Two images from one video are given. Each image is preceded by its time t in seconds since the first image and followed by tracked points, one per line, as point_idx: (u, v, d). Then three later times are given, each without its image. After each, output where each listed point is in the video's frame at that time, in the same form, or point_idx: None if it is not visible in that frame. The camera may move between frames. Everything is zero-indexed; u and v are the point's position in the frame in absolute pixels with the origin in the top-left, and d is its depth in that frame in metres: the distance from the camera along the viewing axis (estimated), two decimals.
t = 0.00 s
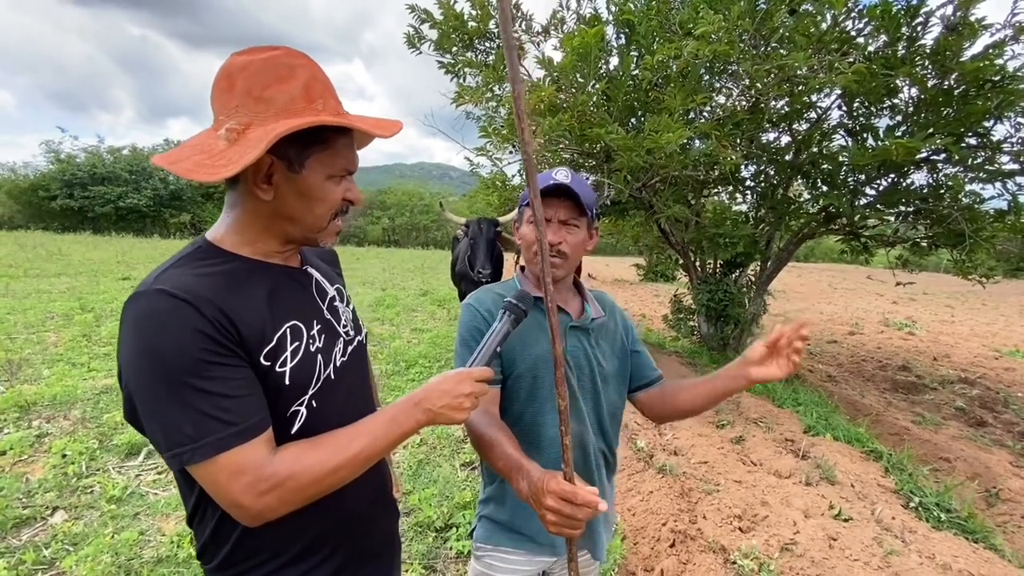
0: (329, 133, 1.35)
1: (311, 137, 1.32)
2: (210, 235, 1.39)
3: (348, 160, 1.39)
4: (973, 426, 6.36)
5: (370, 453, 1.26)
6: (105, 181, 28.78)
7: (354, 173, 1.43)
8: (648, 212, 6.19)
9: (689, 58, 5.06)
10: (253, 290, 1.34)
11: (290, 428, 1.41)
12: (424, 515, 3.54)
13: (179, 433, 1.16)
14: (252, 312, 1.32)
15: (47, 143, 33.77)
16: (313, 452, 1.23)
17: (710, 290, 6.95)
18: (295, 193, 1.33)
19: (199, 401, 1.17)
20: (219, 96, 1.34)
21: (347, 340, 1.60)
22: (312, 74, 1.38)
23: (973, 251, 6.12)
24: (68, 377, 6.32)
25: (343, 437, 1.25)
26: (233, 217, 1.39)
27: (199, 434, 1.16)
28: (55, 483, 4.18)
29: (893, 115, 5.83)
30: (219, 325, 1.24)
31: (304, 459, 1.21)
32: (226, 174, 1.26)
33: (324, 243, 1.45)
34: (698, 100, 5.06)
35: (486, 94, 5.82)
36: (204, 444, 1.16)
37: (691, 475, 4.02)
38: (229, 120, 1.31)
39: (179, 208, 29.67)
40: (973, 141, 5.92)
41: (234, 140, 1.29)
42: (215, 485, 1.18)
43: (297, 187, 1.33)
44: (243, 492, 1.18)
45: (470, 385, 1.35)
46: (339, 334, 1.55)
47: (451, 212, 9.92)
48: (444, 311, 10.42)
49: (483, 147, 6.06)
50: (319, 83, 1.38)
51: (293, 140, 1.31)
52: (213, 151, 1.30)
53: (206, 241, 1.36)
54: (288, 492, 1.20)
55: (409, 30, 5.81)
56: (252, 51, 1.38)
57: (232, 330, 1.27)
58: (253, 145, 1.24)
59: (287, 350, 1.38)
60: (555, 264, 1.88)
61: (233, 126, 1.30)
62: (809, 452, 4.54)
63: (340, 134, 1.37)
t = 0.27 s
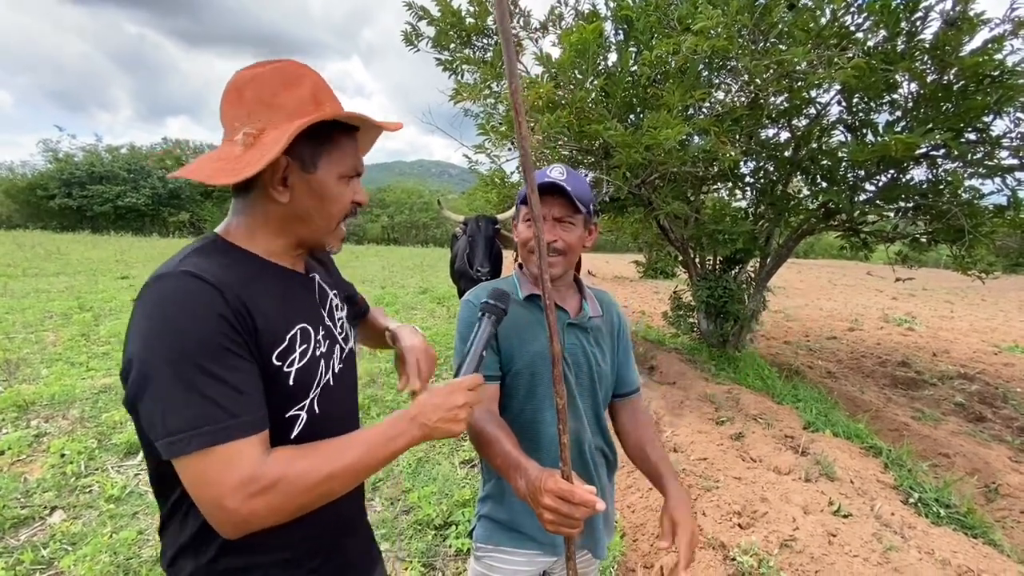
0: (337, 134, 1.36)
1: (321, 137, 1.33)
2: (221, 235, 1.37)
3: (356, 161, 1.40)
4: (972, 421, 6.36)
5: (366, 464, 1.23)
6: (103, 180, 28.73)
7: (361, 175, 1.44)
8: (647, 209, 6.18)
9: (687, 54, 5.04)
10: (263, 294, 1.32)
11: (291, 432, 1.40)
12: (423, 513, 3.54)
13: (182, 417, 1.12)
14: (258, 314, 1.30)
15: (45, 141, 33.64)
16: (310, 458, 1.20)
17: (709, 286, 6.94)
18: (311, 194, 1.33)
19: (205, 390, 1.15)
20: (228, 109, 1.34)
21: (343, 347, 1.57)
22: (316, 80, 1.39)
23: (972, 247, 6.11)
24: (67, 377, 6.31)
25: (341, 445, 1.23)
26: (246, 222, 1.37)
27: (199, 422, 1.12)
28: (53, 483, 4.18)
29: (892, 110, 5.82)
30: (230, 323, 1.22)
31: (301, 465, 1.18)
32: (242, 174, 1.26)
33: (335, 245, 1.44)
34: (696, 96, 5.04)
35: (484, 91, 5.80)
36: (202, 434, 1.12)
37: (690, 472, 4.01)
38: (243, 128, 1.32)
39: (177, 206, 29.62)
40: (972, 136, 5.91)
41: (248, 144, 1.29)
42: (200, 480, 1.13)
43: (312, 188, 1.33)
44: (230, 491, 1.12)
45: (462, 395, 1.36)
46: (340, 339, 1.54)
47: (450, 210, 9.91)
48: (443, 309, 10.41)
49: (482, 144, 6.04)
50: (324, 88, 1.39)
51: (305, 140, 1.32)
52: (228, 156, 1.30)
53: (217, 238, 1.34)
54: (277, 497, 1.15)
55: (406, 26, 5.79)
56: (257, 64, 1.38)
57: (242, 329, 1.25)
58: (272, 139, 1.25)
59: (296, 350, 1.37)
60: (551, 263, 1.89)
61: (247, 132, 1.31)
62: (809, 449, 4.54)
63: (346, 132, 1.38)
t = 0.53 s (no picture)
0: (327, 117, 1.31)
1: (312, 115, 1.28)
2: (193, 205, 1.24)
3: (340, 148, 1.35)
4: (972, 418, 6.36)
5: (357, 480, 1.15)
6: (103, 179, 28.73)
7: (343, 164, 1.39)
8: (646, 206, 6.17)
9: (686, 50, 5.03)
10: (268, 286, 1.21)
11: (285, 419, 1.31)
12: (423, 511, 3.54)
13: (189, 408, 0.99)
14: (264, 308, 1.19)
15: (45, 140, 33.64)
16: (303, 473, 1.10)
17: (708, 283, 6.93)
18: (295, 172, 1.26)
19: (220, 384, 1.03)
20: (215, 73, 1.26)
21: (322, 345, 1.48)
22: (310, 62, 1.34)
23: (972, 243, 6.10)
24: (66, 375, 6.31)
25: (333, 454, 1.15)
26: (221, 192, 1.26)
27: (204, 418, 1.00)
28: (53, 482, 4.18)
29: (892, 106, 5.80)
30: (231, 313, 1.10)
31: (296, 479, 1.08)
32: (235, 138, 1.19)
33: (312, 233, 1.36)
34: (695, 93, 5.03)
35: (482, 89, 5.79)
36: (201, 432, 1.00)
37: (689, 469, 4.01)
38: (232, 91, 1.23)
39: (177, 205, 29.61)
40: (972, 132, 5.90)
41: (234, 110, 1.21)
42: (182, 480, 1.00)
43: (298, 166, 1.26)
44: (216, 499, 1.00)
45: (453, 404, 1.31)
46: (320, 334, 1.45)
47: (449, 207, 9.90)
48: (443, 307, 10.41)
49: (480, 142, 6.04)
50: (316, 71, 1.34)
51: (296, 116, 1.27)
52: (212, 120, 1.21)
53: (194, 209, 1.22)
54: (263, 511, 1.04)
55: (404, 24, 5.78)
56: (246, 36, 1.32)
57: (250, 322, 1.14)
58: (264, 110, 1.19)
59: (296, 339, 1.28)
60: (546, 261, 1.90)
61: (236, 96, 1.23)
62: (808, 446, 4.53)
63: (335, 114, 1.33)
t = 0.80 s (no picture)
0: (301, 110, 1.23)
1: (286, 109, 1.21)
2: (144, 209, 1.17)
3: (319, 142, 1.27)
4: (970, 415, 6.37)
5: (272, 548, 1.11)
6: (101, 178, 28.66)
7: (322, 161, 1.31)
8: (645, 204, 6.17)
9: (684, 48, 5.03)
10: (216, 322, 1.12)
11: (234, 450, 1.24)
12: (421, 510, 3.55)
13: (95, 482, 0.91)
14: (209, 346, 1.10)
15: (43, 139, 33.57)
16: (214, 543, 1.05)
17: (707, 281, 6.93)
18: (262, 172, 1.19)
19: (142, 449, 0.95)
20: (174, 54, 1.17)
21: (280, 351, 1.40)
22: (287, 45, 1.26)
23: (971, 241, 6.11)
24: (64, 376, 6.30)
25: (254, 516, 1.11)
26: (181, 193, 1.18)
27: (116, 484, 0.93)
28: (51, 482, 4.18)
29: (891, 104, 5.79)
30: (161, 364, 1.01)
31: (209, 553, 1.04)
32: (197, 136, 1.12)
33: (283, 240, 1.28)
34: (693, 91, 5.03)
35: (481, 87, 5.77)
36: (102, 513, 0.92)
37: (688, 467, 4.02)
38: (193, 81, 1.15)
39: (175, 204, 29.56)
40: (970, 130, 5.90)
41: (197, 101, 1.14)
42: (82, 549, 0.93)
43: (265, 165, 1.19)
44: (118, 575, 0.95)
45: (385, 461, 1.18)
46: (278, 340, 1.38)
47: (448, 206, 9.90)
48: (442, 306, 10.41)
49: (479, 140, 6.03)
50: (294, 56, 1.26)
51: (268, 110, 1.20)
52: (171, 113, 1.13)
53: (143, 215, 1.14)
54: None
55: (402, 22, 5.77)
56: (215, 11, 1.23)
57: (193, 363, 1.06)
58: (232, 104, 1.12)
59: (251, 364, 1.21)
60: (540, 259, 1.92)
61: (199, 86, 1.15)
62: (806, 444, 4.54)
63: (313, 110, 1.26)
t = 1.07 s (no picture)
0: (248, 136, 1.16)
1: (227, 131, 1.14)
2: (103, 249, 1.11)
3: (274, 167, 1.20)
4: (969, 413, 6.38)
5: None
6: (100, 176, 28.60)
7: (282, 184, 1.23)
8: (644, 202, 6.16)
9: (684, 46, 5.03)
10: (179, 358, 1.08)
11: (205, 491, 1.16)
12: (420, 510, 3.54)
13: (38, 527, 0.88)
14: (162, 386, 1.04)
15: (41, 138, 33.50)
16: None
17: (707, 280, 6.92)
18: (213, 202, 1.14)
19: (83, 497, 0.91)
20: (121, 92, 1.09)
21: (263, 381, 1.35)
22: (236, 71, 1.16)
23: (970, 238, 6.11)
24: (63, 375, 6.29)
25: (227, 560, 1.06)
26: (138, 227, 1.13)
27: (59, 534, 0.89)
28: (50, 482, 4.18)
29: (891, 102, 5.78)
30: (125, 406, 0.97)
31: None
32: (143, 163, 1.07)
33: (250, 265, 1.21)
34: (693, 89, 5.02)
35: (480, 85, 5.76)
36: (48, 555, 0.88)
37: (688, 466, 4.02)
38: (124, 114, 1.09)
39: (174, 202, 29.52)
40: (970, 127, 5.89)
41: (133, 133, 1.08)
42: None
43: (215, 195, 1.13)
44: None
45: (376, 500, 1.14)
46: (257, 378, 1.30)
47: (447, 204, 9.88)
48: (441, 304, 10.40)
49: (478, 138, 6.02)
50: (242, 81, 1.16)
51: (208, 133, 1.14)
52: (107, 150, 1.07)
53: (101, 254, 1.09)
54: None
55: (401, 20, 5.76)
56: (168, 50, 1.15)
57: (140, 407, 1.00)
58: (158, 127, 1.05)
59: (211, 404, 1.13)
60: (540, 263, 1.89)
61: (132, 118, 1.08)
62: (806, 442, 4.54)
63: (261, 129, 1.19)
